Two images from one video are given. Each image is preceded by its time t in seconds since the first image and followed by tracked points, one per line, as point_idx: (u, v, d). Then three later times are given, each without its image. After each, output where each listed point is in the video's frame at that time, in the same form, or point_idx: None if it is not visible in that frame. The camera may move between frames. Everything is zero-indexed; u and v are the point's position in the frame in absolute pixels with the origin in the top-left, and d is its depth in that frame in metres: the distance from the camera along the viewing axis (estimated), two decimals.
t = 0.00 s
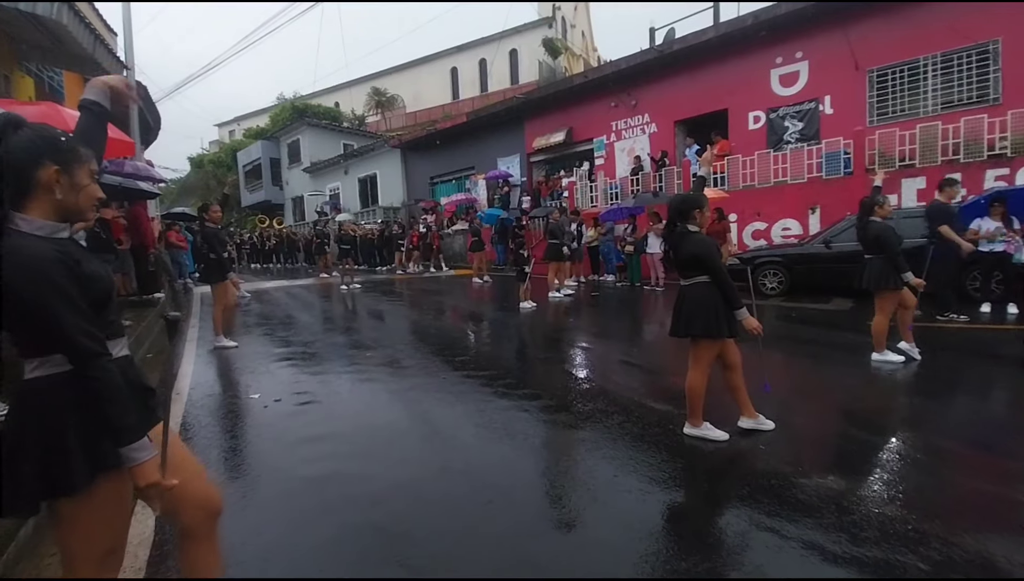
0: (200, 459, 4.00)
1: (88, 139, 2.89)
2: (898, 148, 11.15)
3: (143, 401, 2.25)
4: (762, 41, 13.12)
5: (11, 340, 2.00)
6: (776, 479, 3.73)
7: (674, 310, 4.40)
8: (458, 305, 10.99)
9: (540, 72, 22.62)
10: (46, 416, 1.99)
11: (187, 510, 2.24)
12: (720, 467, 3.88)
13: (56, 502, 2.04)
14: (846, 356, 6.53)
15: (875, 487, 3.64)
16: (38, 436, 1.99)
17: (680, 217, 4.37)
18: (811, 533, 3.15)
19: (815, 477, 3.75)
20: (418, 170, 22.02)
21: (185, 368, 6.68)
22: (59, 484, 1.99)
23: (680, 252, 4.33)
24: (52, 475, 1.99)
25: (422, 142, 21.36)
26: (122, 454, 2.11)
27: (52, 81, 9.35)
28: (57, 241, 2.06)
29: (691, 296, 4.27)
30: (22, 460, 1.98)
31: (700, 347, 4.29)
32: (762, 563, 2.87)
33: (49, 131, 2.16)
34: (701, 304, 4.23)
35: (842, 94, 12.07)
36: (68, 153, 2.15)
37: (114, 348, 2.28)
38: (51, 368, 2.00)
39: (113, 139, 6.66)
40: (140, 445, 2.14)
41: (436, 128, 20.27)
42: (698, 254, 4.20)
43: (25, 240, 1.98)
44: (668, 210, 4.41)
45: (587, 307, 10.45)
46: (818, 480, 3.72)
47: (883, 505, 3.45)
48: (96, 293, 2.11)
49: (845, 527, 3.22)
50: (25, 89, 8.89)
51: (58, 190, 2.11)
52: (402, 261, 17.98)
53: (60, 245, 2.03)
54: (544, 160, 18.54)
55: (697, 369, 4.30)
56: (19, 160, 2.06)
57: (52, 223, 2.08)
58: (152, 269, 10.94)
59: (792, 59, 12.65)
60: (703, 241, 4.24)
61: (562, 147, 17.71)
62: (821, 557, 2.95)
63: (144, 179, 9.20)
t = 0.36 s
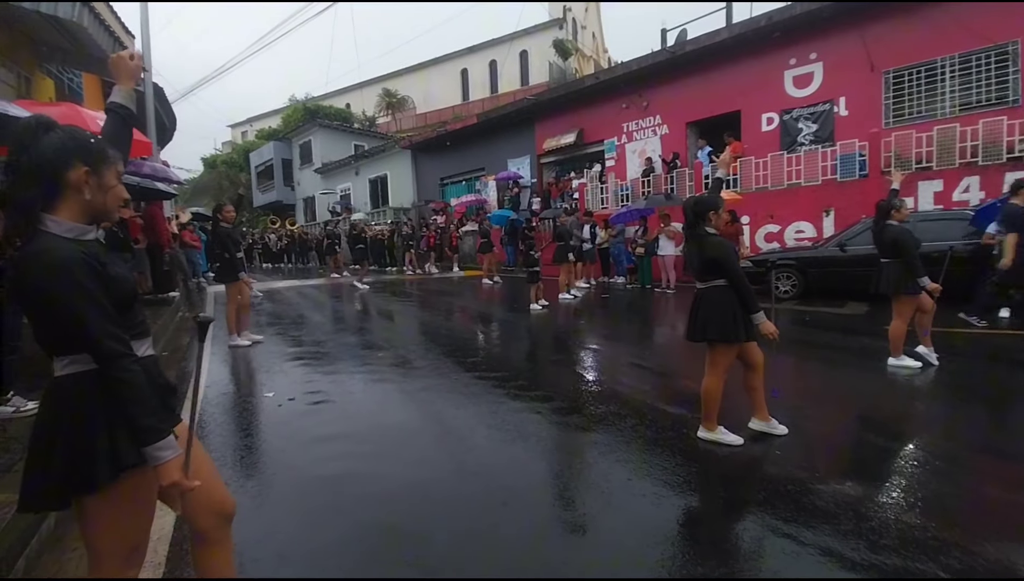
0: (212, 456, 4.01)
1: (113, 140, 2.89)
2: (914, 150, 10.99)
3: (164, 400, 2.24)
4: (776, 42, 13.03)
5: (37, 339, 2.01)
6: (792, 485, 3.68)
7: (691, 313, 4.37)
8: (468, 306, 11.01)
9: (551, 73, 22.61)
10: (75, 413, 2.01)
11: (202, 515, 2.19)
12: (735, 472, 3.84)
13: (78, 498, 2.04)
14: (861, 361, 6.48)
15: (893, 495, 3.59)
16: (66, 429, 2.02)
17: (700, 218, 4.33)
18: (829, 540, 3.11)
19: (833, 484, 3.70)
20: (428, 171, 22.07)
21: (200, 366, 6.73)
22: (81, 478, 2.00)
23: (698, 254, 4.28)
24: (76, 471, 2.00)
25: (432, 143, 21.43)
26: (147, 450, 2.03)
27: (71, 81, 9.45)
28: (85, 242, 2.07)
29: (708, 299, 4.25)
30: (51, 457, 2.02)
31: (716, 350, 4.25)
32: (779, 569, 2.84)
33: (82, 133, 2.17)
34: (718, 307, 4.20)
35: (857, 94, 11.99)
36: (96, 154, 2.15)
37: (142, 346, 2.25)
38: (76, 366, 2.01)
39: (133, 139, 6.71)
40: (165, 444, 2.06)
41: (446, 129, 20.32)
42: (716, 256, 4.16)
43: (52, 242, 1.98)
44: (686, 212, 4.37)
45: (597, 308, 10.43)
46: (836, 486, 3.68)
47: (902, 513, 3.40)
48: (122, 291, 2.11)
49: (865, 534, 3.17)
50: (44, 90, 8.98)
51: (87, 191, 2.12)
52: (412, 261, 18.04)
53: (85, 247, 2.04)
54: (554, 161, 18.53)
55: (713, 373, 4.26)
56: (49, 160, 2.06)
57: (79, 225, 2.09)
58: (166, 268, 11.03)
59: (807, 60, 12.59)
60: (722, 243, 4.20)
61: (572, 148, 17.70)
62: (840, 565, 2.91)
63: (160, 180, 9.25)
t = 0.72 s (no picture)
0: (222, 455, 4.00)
1: (128, 143, 2.90)
2: (931, 151, 10.89)
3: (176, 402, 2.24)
4: (790, 41, 12.94)
5: (51, 340, 2.01)
6: (807, 492, 3.64)
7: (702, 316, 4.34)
8: (477, 307, 11.00)
9: (561, 74, 22.59)
10: (87, 415, 2.01)
11: (214, 514, 2.18)
12: (750, 478, 3.80)
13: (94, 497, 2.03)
14: (875, 365, 6.41)
15: (910, 504, 3.53)
16: (79, 429, 2.01)
17: (706, 221, 4.32)
18: (845, 549, 3.07)
19: (849, 492, 3.66)
20: (438, 171, 22.12)
21: (211, 365, 6.77)
22: (93, 479, 2.00)
23: (709, 255, 4.25)
24: (90, 472, 2.00)
25: (442, 143, 21.47)
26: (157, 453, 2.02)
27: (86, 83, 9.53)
28: (99, 243, 2.07)
29: (719, 301, 4.21)
30: (64, 458, 2.01)
31: (728, 354, 4.21)
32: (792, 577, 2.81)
33: (100, 136, 2.18)
34: (729, 310, 4.16)
35: (871, 96, 11.89)
36: (112, 157, 2.16)
37: (153, 347, 2.24)
38: (88, 365, 2.01)
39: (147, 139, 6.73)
40: (177, 445, 2.05)
41: (455, 130, 20.34)
42: (728, 258, 4.13)
43: (66, 242, 1.98)
44: (694, 216, 4.37)
45: (607, 310, 10.41)
46: (852, 494, 3.63)
47: (919, 521, 3.35)
48: (135, 293, 2.11)
49: (881, 544, 3.13)
50: (59, 91, 9.06)
51: (105, 194, 2.12)
52: (421, 261, 18.09)
53: (101, 248, 2.04)
54: (564, 162, 18.50)
55: (724, 376, 4.22)
56: (68, 162, 2.07)
57: (95, 226, 2.09)
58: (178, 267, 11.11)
59: (821, 60, 12.49)
60: (732, 243, 4.17)
61: (582, 149, 17.66)
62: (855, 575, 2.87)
63: (174, 180, 9.30)
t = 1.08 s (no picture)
0: (229, 456, 4.00)
1: (140, 145, 2.90)
2: (948, 152, 10.79)
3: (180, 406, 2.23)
4: (804, 42, 12.85)
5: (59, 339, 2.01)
6: (820, 503, 3.59)
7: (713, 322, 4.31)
8: (485, 308, 10.98)
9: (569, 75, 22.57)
10: (89, 420, 1.99)
11: (214, 522, 2.17)
12: (763, 488, 3.76)
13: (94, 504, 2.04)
14: (888, 371, 6.35)
15: (926, 516, 3.48)
16: (78, 434, 2.00)
17: (714, 225, 4.30)
18: (860, 563, 3.02)
19: (865, 503, 3.60)
20: (446, 172, 22.14)
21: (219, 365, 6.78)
22: (93, 483, 1.99)
23: (719, 259, 4.22)
24: (91, 476, 1.99)
25: (451, 144, 21.49)
26: (156, 459, 1.98)
27: (99, 83, 9.61)
28: (109, 244, 2.06)
29: (727, 306, 4.18)
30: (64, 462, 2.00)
31: (737, 360, 4.17)
32: None
33: (113, 138, 2.18)
34: (738, 314, 4.12)
35: (886, 97, 11.79)
36: (124, 160, 2.16)
37: (157, 350, 2.22)
38: (91, 367, 2.00)
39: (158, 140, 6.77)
40: (172, 452, 2.01)
41: (465, 131, 20.36)
42: (739, 262, 4.09)
43: (76, 242, 1.97)
44: (703, 221, 4.36)
45: (616, 313, 10.38)
46: (867, 505, 3.58)
47: (936, 535, 3.30)
48: (143, 295, 2.10)
49: (899, 557, 3.07)
50: (74, 92, 9.14)
51: (117, 197, 2.12)
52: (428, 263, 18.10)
53: (112, 249, 2.03)
54: (573, 163, 18.46)
55: (735, 381, 4.18)
56: (81, 165, 2.06)
57: (105, 227, 2.08)
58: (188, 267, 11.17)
59: (835, 60, 12.40)
60: (742, 247, 4.15)
61: (591, 150, 17.62)
62: None
63: (186, 180, 9.34)
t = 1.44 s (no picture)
0: (224, 458, 4.00)
1: (132, 143, 2.89)
2: (950, 155, 10.79)
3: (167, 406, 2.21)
4: (806, 43, 12.84)
5: (46, 336, 2.00)
6: (824, 509, 3.57)
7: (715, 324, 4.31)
8: (485, 308, 10.97)
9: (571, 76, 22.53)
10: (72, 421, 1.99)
11: (207, 524, 2.16)
12: (765, 493, 3.75)
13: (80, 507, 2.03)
14: (889, 375, 6.34)
15: (930, 524, 3.46)
16: (61, 436, 1.99)
17: (718, 225, 4.28)
18: (865, 572, 3.00)
19: (868, 509, 3.59)
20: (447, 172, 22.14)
21: (215, 364, 6.76)
22: (78, 485, 1.99)
23: (723, 260, 4.21)
24: (74, 479, 1.99)
25: (451, 144, 21.50)
26: (140, 461, 1.98)
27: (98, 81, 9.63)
28: (97, 240, 2.05)
29: (731, 307, 4.18)
30: (50, 464, 2.00)
31: (739, 362, 4.16)
32: None
33: (105, 134, 2.17)
34: (742, 315, 4.11)
35: (888, 99, 11.77)
36: (116, 155, 2.15)
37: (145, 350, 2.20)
38: (74, 367, 1.99)
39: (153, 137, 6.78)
40: (158, 454, 2.01)
41: (466, 131, 20.36)
42: (743, 262, 4.07)
43: (63, 237, 1.96)
44: (706, 220, 4.34)
45: (615, 314, 10.37)
46: (871, 511, 3.57)
47: (941, 543, 3.29)
48: (132, 292, 2.08)
49: (905, 566, 3.05)
50: (74, 89, 9.16)
51: (107, 192, 2.11)
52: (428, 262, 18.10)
53: (100, 245, 2.02)
54: (574, 163, 18.45)
55: (736, 384, 4.17)
56: (72, 160, 2.05)
57: (94, 223, 2.07)
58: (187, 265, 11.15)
59: (838, 62, 12.34)
60: (745, 247, 4.14)
61: (592, 150, 17.60)
62: None
63: (185, 178, 9.31)
